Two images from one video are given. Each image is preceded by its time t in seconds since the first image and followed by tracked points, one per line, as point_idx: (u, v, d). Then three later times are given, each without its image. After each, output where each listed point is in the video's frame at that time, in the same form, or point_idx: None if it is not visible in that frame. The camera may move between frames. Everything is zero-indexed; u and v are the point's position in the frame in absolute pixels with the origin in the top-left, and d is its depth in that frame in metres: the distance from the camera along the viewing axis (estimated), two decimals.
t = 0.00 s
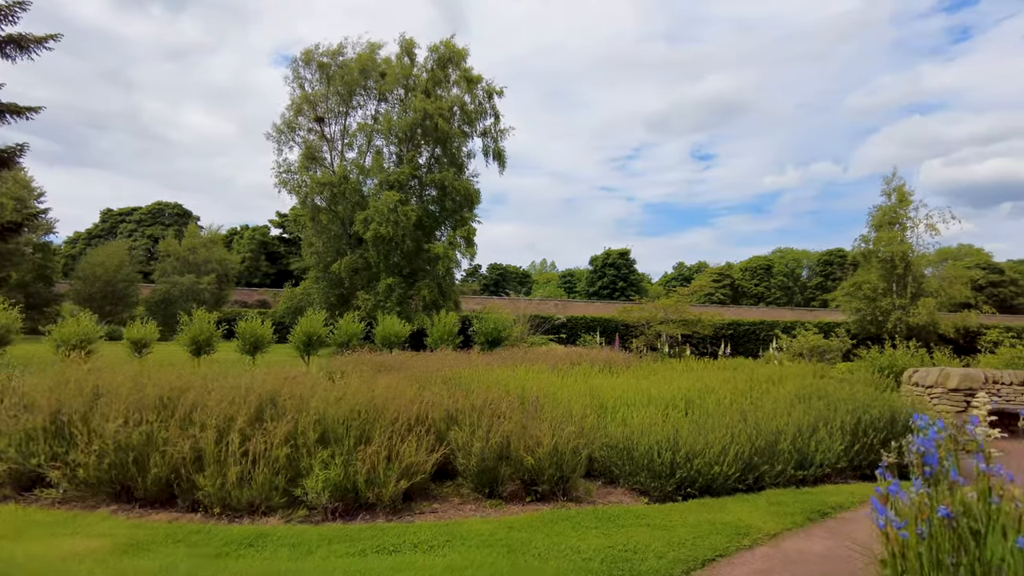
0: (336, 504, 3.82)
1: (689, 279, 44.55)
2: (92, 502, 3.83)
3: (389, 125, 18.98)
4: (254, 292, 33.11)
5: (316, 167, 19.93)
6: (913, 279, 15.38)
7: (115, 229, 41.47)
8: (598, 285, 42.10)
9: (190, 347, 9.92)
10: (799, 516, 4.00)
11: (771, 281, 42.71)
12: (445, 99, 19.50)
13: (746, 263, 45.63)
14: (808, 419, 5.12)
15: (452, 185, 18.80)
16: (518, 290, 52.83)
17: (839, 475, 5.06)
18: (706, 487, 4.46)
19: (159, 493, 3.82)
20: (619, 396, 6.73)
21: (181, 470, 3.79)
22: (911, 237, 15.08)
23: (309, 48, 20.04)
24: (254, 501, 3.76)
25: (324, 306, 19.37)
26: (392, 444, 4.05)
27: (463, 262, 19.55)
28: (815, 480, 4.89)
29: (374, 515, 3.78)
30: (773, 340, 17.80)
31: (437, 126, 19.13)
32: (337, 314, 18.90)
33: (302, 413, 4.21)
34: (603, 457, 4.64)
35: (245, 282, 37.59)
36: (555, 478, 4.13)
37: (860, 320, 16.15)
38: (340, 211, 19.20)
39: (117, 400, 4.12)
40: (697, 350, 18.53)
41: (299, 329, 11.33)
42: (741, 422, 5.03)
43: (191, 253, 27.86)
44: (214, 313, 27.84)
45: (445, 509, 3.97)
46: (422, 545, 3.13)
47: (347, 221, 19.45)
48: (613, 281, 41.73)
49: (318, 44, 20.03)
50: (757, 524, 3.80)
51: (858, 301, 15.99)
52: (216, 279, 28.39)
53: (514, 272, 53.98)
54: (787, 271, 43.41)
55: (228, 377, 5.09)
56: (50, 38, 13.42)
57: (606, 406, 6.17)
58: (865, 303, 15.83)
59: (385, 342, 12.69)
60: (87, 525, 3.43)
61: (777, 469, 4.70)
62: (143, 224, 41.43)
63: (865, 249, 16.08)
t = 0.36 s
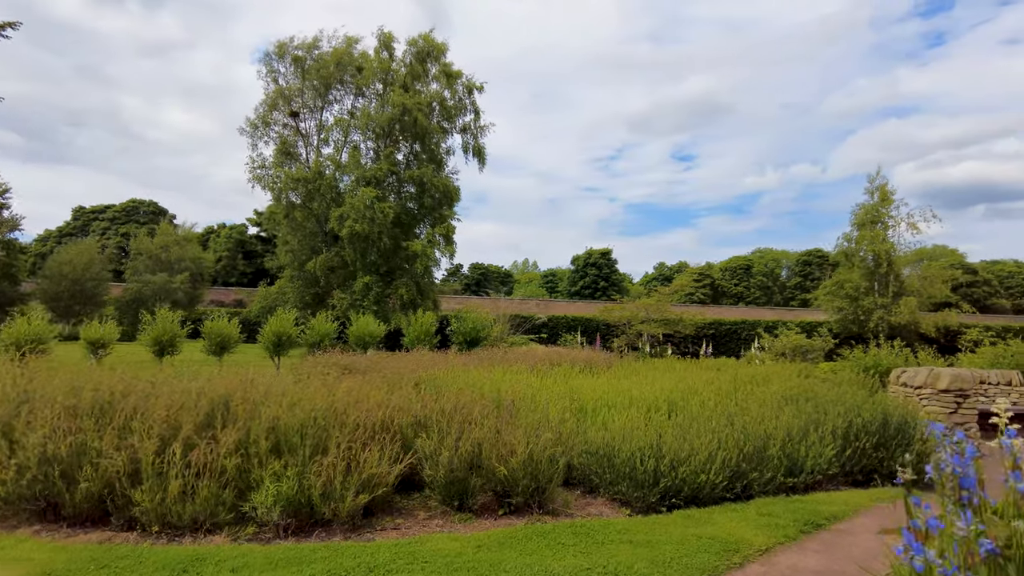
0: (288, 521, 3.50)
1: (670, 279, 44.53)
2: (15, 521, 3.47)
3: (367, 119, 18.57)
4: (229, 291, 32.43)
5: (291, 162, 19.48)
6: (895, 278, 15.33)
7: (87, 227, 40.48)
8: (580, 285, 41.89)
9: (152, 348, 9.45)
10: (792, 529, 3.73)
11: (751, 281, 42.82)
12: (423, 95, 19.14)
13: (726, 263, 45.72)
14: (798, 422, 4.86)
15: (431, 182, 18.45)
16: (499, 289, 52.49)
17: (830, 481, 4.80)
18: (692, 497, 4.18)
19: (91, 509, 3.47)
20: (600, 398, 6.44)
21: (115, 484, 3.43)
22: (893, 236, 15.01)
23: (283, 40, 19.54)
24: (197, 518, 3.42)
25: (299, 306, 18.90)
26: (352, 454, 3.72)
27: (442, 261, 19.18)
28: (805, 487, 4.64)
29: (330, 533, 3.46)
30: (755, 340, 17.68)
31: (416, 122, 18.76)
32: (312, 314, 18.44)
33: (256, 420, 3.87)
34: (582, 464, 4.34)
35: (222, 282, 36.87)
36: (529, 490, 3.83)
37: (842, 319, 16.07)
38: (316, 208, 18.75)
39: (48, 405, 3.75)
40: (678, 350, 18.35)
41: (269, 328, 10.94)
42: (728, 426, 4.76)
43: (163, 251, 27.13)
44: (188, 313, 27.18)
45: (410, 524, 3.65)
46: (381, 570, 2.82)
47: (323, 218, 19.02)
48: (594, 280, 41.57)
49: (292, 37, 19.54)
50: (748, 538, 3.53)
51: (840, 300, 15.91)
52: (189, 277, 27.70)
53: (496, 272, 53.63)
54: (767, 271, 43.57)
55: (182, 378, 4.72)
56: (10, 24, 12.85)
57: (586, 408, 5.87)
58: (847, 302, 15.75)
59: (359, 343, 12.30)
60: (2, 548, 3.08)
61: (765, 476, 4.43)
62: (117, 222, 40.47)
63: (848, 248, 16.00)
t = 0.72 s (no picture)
0: (223, 543, 3.17)
1: (647, 280, 44.57)
2: None
3: (339, 114, 18.13)
4: (198, 291, 31.65)
5: (260, 158, 18.99)
6: (871, 279, 15.33)
7: (53, 224, 39.34)
8: (558, 285, 41.69)
9: (104, 351, 8.97)
10: (776, 547, 3.47)
11: (726, 282, 43.04)
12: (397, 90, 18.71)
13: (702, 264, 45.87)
14: (780, 429, 4.62)
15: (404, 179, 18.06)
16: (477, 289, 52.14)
17: (813, 491, 4.57)
18: (668, 511, 3.91)
19: None
20: (574, 402, 6.17)
21: (26, 505, 3.06)
22: (869, 237, 15.01)
23: (250, 33, 18.93)
24: (119, 543, 3.06)
25: (267, 306, 18.38)
26: (298, 469, 3.39)
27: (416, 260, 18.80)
28: (786, 498, 4.39)
29: (270, 559, 3.13)
30: (732, 340, 17.57)
31: (390, 118, 18.34)
32: (281, 314, 17.97)
33: (192, 430, 3.51)
34: (551, 475, 4.05)
35: (193, 281, 36.04)
36: (492, 506, 3.53)
37: (818, 320, 16.03)
38: (285, 205, 18.26)
39: None
40: (654, 351, 18.19)
41: (231, 329, 10.52)
42: (707, 434, 4.50)
43: (129, 249, 26.37)
44: (154, 313, 26.43)
45: (360, 546, 3.33)
46: None
47: (293, 216, 18.53)
48: (572, 280, 41.42)
49: (260, 30, 18.94)
50: (729, 558, 3.25)
51: (816, 301, 15.86)
52: (156, 276, 26.95)
53: (474, 272, 53.24)
54: (743, 271, 43.83)
55: (120, 384, 4.35)
56: None
57: (558, 413, 5.59)
58: (823, 303, 15.70)
59: (327, 344, 11.88)
60: None
61: (746, 488, 4.18)
62: (84, 219, 39.35)
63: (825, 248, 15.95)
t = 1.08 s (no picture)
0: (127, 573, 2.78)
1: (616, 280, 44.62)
2: None
3: (300, 109, 17.61)
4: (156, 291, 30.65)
5: (218, 153, 18.42)
6: (836, 278, 15.38)
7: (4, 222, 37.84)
8: (527, 286, 41.43)
9: (38, 353, 8.41)
10: (744, 563, 3.20)
11: (694, 282, 43.31)
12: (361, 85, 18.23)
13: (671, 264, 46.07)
14: (748, 434, 4.38)
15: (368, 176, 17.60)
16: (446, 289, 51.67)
17: (782, 499, 4.34)
18: (630, 525, 3.62)
19: None
20: (535, 406, 5.88)
21: None
22: (836, 237, 15.05)
23: (206, 24, 18.27)
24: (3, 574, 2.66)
25: (224, 306, 17.74)
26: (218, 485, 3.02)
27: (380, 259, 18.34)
28: (755, 508, 4.15)
29: None
30: (700, 340, 17.50)
31: (353, 113, 17.85)
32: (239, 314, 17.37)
33: (100, 441, 3.12)
34: (505, 487, 3.75)
35: (153, 281, 34.92)
36: (436, 524, 3.21)
37: (786, 320, 16.02)
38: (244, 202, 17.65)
39: None
40: (623, 351, 18.02)
41: (179, 330, 10.00)
42: (672, 440, 4.24)
43: (82, 247, 25.38)
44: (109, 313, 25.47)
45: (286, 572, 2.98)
46: None
47: (252, 213, 17.94)
48: (542, 281, 41.23)
49: (217, 20, 18.32)
50: None
51: (783, 301, 15.86)
52: (111, 275, 25.99)
53: (443, 272, 52.71)
54: (711, 272, 44.14)
55: (29, 390, 3.93)
56: None
57: (516, 419, 5.29)
58: (790, 303, 15.70)
59: (283, 346, 11.40)
60: None
61: (712, 497, 3.92)
62: (37, 217, 37.91)
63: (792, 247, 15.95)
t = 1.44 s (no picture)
0: None
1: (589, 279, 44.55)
2: None
3: (263, 102, 17.04)
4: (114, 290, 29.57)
5: (177, 146, 17.79)
6: (807, 277, 15.34)
7: None
8: (500, 285, 41.09)
9: None
10: None
11: (666, 282, 43.45)
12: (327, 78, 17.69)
13: (643, 264, 46.14)
14: (723, 441, 4.13)
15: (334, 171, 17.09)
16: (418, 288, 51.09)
17: (758, 509, 4.09)
18: (596, 543, 3.33)
19: None
20: (500, 409, 5.58)
21: None
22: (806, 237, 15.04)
23: (163, 12, 17.59)
24: None
25: (184, 305, 17.09)
26: (131, 506, 2.65)
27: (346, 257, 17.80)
28: (730, 519, 3.89)
29: None
30: (672, 339, 17.38)
31: (318, 106, 17.30)
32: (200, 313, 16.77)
33: None
34: (460, 500, 3.44)
35: (116, 280, 33.78)
36: (381, 547, 2.88)
37: (756, 319, 15.95)
38: (205, 196, 17.03)
39: None
40: (594, 350, 17.81)
41: (128, 330, 9.47)
42: (642, 448, 3.96)
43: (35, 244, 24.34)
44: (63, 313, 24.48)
45: None
46: None
47: (212, 209, 17.32)
48: (515, 280, 40.93)
49: (175, 9, 17.64)
50: None
51: (754, 300, 15.79)
52: (67, 273, 24.99)
53: (415, 271, 52.09)
54: (682, 271, 44.25)
55: None
56: None
57: (479, 424, 4.98)
58: (761, 303, 15.64)
59: (241, 347, 10.92)
60: None
61: (685, 510, 3.65)
62: None
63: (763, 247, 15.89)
